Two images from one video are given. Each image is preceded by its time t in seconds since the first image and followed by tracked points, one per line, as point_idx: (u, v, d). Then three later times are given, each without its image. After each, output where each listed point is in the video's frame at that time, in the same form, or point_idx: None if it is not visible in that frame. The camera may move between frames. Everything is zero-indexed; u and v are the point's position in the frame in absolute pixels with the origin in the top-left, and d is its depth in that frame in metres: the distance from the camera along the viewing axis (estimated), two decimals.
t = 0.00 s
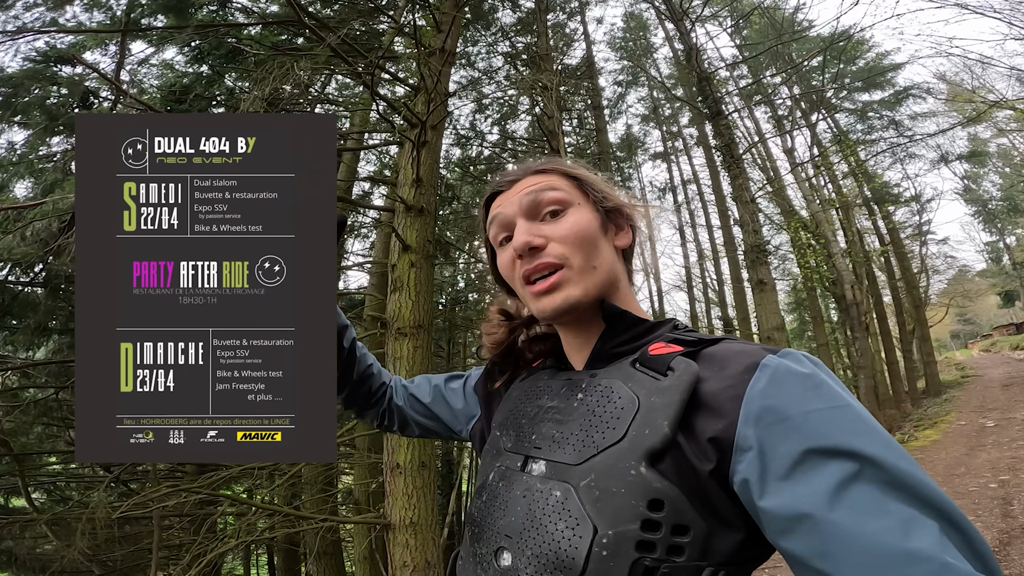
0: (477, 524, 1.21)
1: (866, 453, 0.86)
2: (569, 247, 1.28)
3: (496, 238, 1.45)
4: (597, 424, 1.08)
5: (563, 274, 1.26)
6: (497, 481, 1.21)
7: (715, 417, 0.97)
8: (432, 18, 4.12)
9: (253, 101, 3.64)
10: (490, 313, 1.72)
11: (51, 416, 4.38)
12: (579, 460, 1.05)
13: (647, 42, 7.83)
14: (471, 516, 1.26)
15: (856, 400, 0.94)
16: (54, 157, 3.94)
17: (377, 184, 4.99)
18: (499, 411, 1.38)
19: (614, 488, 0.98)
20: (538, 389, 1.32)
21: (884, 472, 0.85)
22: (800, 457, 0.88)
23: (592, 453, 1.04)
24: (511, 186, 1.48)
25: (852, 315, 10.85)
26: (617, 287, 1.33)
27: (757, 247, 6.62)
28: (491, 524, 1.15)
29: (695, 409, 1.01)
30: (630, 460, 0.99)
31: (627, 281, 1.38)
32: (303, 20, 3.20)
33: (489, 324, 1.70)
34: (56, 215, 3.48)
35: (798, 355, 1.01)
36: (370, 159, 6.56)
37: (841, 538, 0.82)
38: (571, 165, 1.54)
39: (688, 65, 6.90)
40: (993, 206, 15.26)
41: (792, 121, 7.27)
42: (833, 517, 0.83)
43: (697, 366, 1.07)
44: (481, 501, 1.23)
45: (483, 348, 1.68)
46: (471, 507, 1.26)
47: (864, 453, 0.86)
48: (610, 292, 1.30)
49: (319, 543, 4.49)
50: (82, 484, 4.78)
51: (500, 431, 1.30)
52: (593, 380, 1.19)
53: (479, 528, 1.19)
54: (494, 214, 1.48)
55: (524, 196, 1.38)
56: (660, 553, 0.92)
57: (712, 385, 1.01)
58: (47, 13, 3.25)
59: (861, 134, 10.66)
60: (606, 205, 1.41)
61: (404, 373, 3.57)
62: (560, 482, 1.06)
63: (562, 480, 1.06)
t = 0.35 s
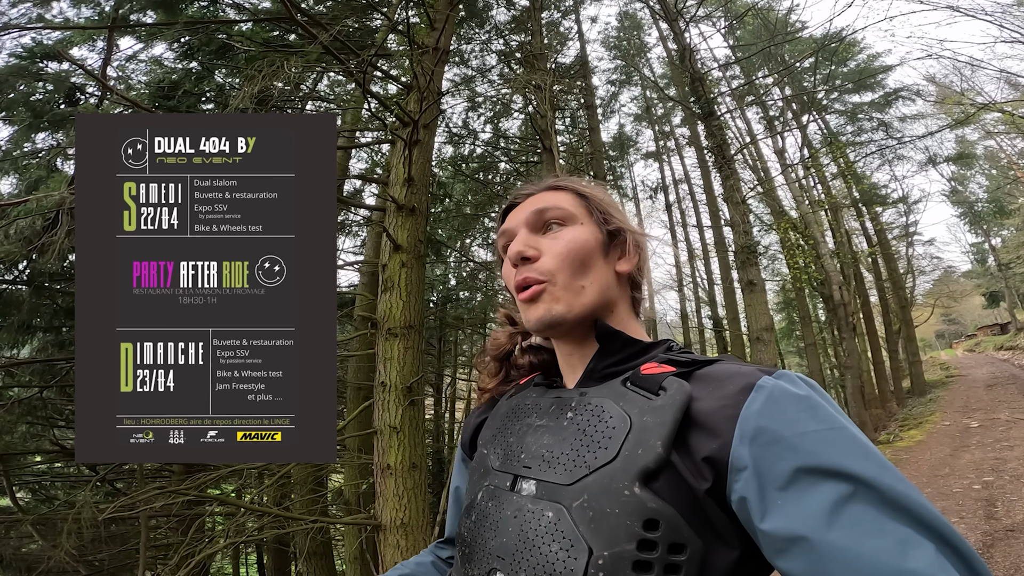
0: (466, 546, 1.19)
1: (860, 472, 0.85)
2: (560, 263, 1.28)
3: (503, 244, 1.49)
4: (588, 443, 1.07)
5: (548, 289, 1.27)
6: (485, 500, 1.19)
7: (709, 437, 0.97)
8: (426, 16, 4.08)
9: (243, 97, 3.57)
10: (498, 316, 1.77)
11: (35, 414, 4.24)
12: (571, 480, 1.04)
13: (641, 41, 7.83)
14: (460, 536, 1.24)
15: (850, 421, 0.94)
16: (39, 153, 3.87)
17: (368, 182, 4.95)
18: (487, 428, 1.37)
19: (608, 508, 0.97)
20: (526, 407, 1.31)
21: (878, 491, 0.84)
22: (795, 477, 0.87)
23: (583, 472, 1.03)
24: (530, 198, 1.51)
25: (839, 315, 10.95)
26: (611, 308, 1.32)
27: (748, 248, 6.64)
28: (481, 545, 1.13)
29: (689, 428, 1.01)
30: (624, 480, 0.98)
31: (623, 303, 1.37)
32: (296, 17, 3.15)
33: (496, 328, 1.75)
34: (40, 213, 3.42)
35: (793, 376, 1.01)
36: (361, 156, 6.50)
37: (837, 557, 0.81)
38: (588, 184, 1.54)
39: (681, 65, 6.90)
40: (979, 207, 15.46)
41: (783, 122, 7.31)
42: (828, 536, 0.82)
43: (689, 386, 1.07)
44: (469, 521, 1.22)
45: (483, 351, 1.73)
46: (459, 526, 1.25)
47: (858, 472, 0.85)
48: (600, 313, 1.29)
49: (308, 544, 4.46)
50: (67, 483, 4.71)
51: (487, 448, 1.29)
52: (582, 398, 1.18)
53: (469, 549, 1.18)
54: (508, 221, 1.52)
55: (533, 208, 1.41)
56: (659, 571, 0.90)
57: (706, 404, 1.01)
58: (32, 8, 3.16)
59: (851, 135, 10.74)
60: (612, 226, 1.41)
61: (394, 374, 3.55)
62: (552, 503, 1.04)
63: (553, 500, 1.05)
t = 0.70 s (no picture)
0: (461, 542, 1.20)
1: (846, 472, 0.86)
2: (578, 272, 1.28)
3: (494, 258, 1.42)
4: (583, 443, 1.08)
5: (570, 299, 1.26)
6: (480, 498, 1.20)
7: (702, 438, 0.97)
8: (425, 16, 4.08)
9: (241, 96, 3.56)
10: (471, 331, 1.73)
11: (33, 414, 4.24)
12: (565, 479, 1.05)
13: (639, 41, 7.83)
14: (454, 534, 1.25)
15: (838, 423, 0.95)
16: (36, 152, 3.86)
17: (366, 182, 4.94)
18: (483, 427, 1.37)
19: (602, 506, 0.97)
20: (523, 407, 1.31)
21: (864, 490, 0.85)
22: (782, 476, 0.88)
23: (578, 472, 1.04)
24: (510, 210, 1.46)
25: (836, 316, 10.97)
26: (615, 313, 1.37)
27: (745, 248, 6.64)
28: (475, 542, 1.14)
29: (682, 429, 1.01)
30: (618, 479, 0.98)
31: (619, 307, 1.42)
32: (294, 17, 3.14)
33: (469, 342, 1.70)
34: (36, 213, 3.42)
35: (783, 379, 1.02)
36: (359, 156, 6.50)
37: (822, 554, 0.81)
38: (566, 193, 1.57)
39: (680, 65, 6.90)
40: (976, 208, 15.49)
41: (781, 123, 7.32)
42: (813, 533, 0.83)
43: (684, 388, 1.08)
44: (463, 519, 1.22)
45: (458, 365, 1.69)
46: (454, 524, 1.26)
47: (844, 472, 0.86)
48: (612, 319, 1.33)
49: (305, 543, 4.45)
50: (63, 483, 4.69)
51: (482, 447, 1.30)
52: (578, 399, 1.19)
53: (463, 546, 1.18)
54: (494, 233, 1.45)
55: (533, 219, 1.38)
56: (649, 570, 0.90)
57: (698, 406, 1.01)
58: (30, 8, 3.16)
59: (849, 136, 10.76)
60: (603, 237, 1.46)
61: (391, 373, 3.54)
62: (546, 501, 1.05)
63: (548, 498, 1.05)
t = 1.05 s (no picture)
0: (445, 541, 1.19)
1: (832, 470, 0.86)
2: (548, 277, 1.28)
3: (469, 264, 1.43)
4: (569, 441, 1.08)
5: (540, 304, 1.26)
6: (466, 497, 1.20)
7: (688, 436, 0.97)
8: (423, 15, 4.07)
9: (239, 94, 3.55)
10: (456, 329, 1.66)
11: (28, 413, 4.23)
12: (551, 478, 1.04)
13: (638, 41, 7.83)
14: (439, 532, 1.24)
15: (825, 421, 0.95)
16: (33, 151, 3.84)
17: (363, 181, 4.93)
18: (469, 425, 1.37)
19: (588, 505, 0.97)
20: (509, 404, 1.31)
21: (850, 489, 0.85)
22: (768, 474, 0.88)
23: (564, 470, 1.04)
24: (484, 214, 1.46)
25: (834, 316, 10.98)
26: (593, 311, 1.36)
27: (743, 249, 6.64)
28: (460, 540, 1.13)
29: (669, 427, 1.01)
30: (605, 478, 0.98)
31: (599, 304, 1.41)
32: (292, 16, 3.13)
33: (453, 340, 1.64)
34: (32, 211, 3.40)
35: (771, 377, 1.02)
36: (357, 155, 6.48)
37: (807, 553, 0.82)
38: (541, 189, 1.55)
39: (678, 65, 6.90)
40: (974, 209, 15.53)
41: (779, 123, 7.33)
42: (800, 532, 0.83)
43: (670, 386, 1.07)
44: (449, 517, 1.22)
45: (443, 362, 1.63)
46: (439, 522, 1.25)
47: (830, 470, 0.86)
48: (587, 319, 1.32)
49: (301, 543, 4.44)
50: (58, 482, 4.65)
51: (469, 446, 1.30)
52: (565, 396, 1.19)
53: (448, 545, 1.18)
54: (467, 239, 1.46)
55: (503, 223, 1.37)
56: (635, 570, 0.90)
57: (685, 405, 1.01)
58: (28, 6, 3.14)
59: (848, 136, 10.78)
60: (578, 234, 1.45)
61: (388, 373, 3.54)
62: (532, 500, 1.05)
63: (534, 497, 1.05)
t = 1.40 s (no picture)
0: (445, 541, 1.19)
1: (827, 467, 0.86)
2: (543, 269, 1.28)
3: (466, 254, 1.43)
4: (568, 440, 1.08)
5: (535, 296, 1.26)
6: (465, 497, 1.20)
7: (685, 434, 0.98)
8: (423, 15, 4.07)
9: (238, 94, 3.55)
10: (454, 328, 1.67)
11: (26, 412, 4.23)
12: (549, 477, 1.05)
13: (638, 41, 7.84)
14: (439, 532, 1.24)
15: (819, 419, 0.95)
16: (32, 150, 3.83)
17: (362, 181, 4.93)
18: (468, 425, 1.37)
19: (586, 504, 0.97)
20: (507, 404, 1.31)
21: (844, 485, 0.85)
22: (764, 472, 0.89)
23: (562, 469, 1.04)
24: (483, 207, 1.47)
25: (832, 317, 11.00)
26: (588, 307, 1.36)
27: (742, 249, 6.65)
28: (459, 540, 1.13)
29: (666, 425, 1.01)
30: (603, 477, 0.98)
31: (595, 300, 1.41)
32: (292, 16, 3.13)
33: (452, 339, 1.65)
34: (30, 210, 3.39)
35: (767, 374, 1.02)
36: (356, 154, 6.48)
37: (802, 551, 0.82)
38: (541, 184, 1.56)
39: (677, 65, 6.91)
40: (973, 209, 15.56)
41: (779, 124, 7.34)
42: (795, 530, 0.83)
43: (667, 384, 1.08)
44: (449, 517, 1.22)
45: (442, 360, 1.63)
46: (439, 522, 1.25)
47: (824, 467, 0.86)
48: (582, 313, 1.32)
49: (300, 543, 4.44)
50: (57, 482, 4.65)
51: (467, 446, 1.30)
52: (563, 396, 1.19)
53: (447, 545, 1.18)
54: (465, 229, 1.46)
55: (500, 215, 1.38)
56: (634, 568, 0.91)
57: (682, 404, 1.01)
58: (28, 5, 3.13)
59: (846, 137, 10.80)
60: (576, 230, 1.45)
61: (387, 372, 3.54)
62: (530, 499, 1.05)
63: (532, 496, 1.05)
